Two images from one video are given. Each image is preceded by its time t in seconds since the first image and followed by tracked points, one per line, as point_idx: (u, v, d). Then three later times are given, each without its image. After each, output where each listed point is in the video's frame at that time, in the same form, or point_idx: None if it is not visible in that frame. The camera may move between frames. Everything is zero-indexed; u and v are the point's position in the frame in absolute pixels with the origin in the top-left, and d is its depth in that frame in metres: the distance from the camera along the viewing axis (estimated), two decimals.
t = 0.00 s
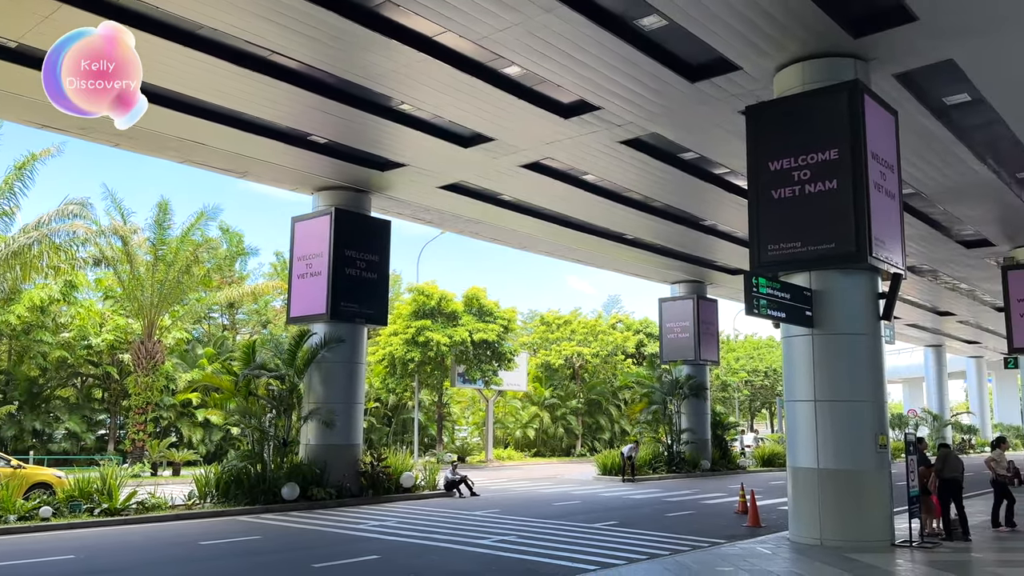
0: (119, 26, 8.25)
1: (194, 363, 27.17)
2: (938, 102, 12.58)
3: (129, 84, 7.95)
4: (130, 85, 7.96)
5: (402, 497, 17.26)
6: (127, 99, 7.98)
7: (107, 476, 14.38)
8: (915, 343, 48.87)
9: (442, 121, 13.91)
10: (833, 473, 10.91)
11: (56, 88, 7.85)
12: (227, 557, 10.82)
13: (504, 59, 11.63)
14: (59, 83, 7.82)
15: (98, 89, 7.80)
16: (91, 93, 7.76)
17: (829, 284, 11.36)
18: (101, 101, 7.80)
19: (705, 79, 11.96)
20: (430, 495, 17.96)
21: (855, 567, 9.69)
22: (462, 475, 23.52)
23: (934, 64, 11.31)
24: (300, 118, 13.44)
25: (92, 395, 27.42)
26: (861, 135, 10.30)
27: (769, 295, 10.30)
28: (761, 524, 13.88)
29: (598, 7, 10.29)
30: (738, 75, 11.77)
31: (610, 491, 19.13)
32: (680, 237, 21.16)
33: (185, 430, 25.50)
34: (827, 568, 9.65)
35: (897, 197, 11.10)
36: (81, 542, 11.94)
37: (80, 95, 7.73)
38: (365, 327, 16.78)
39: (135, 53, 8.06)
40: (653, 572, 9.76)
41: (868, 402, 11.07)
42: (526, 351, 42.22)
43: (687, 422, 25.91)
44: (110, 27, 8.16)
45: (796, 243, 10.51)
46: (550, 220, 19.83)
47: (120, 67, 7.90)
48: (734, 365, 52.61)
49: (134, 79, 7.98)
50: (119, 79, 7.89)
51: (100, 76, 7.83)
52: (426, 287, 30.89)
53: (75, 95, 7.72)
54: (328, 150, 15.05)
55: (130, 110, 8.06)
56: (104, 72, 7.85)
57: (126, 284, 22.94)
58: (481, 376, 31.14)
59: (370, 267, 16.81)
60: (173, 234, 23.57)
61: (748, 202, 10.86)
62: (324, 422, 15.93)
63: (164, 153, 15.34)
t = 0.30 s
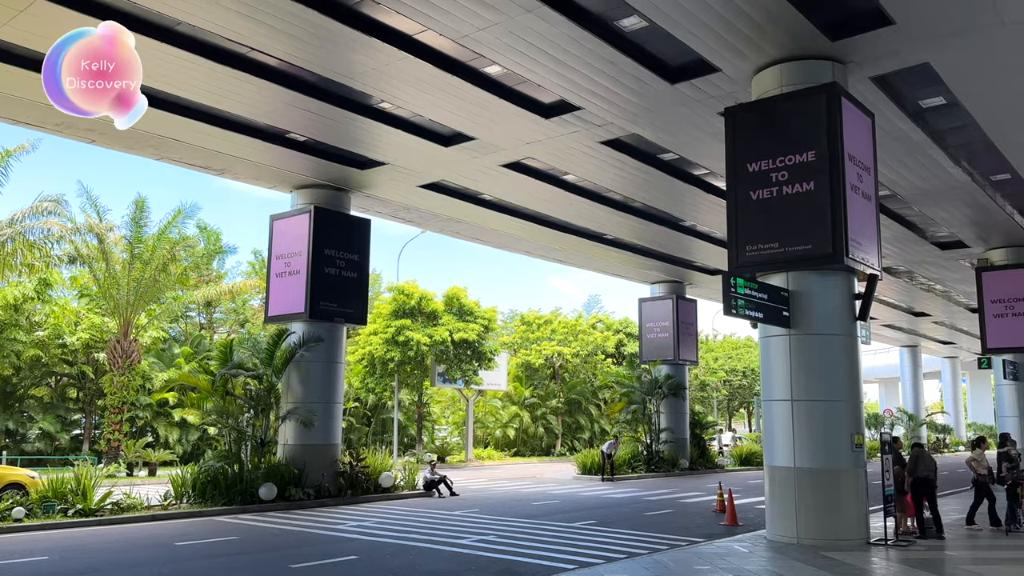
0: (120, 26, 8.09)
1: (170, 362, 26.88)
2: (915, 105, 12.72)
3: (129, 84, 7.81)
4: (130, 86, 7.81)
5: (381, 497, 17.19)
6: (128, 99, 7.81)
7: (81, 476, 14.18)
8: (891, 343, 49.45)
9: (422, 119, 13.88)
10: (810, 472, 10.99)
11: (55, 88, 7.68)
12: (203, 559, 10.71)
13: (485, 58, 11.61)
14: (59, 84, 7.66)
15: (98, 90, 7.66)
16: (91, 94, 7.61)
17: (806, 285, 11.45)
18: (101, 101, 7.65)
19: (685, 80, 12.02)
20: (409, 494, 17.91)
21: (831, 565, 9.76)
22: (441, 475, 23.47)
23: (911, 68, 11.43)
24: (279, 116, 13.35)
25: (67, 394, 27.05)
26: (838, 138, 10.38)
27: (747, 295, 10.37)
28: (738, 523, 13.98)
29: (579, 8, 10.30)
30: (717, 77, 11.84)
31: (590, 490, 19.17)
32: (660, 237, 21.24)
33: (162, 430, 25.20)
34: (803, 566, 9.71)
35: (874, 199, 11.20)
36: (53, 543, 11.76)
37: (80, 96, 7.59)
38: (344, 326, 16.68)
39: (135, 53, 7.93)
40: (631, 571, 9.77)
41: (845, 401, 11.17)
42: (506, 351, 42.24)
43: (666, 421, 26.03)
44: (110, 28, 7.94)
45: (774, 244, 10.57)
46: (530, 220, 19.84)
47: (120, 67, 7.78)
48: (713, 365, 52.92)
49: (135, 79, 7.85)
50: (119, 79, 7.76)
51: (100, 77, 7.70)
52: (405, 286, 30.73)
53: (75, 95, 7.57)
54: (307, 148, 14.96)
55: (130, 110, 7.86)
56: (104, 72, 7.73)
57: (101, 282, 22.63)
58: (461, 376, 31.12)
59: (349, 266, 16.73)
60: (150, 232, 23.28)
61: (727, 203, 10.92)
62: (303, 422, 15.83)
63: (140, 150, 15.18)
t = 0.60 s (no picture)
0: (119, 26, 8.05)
1: (147, 361, 26.59)
2: (892, 107, 12.84)
3: (129, 84, 7.76)
4: (130, 86, 7.76)
5: (360, 497, 17.10)
6: (128, 99, 7.75)
7: (56, 477, 13.99)
8: (868, 343, 49.96)
9: (403, 118, 13.83)
10: (787, 471, 11.08)
11: (55, 89, 7.61)
12: (179, 560, 10.59)
13: (466, 57, 11.58)
14: (59, 84, 7.60)
15: (98, 90, 7.60)
16: (91, 94, 7.55)
17: (784, 285, 11.54)
18: (101, 102, 7.59)
19: (664, 81, 12.05)
20: (388, 495, 17.84)
21: (809, 563, 9.83)
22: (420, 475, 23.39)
23: (888, 70, 11.54)
24: (258, 113, 13.25)
25: (42, 394, 26.68)
26: (816, 140, 10.47)
27: (726, 295, 10.43)
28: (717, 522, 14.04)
29: (560, 7, 10.29)
30: (697, 78, 11.89)
31: (570, 489, 19.18)
32: (640, 237, 21.30)
33: (138, 430, 24.91)
34: (781, 565, 9.76)
35: (851, 200, 11.30)
36: (24, 545, 11.58)
37: (80, 96, 7.53)
38: (323, 325, 16.59)
39: (135, 54, 7.90)
40: (610, 570, 9.79)
41: (822, 401, 11.26)
42: (487, 350, 42.24)
43: (646, 420, 26.13)
44: (110, 28, 7.90)
45: (752, 245, 10.64)
46: (512, 220, 19.83)
47: (120, 67, 7.73)
48: (692, 365, 53.16)
49: (135, 79, 7.80)
50: (119, 79, 7.70)
51: (100, 76, 7.64)
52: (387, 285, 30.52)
53: (75, 95, 7.51)
54: (287, 146, 14.86)
55: (131, 111, 7.80)
56: (104, 72, 7.67)
57: (77, 280, 22.37)
58: (442, 375, 31.06)
59: (329, 265, 16.63)
60: (126, 230, 23.03)
61: (706, 204, 10.98)
62: (281, 422, 15.73)
63: (117, 147, 15.01)
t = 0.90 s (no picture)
0: (119, 26, 8.01)
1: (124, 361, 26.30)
2: (869, 110, 12.96)
3: (129, 84, 7.73)
4: (130, 86, 7.73)
5: (339, 498, 17.01)
6: (128, 100, 7.71)
7: (30, 477, 13.77)
8: (846, 343, 50.43)
9: (384, 116, 13.78)
10: (765, 470, 11.16)
11: (56, 89, 7.56)
12: (154, 561, 10.47)
13: (447, 56, 11.55)
14: (59, 84, 7.56)
15: (98, 90, 7.56)
16: (91, 94, 7.51)
17: (762, 286, 11.62)
18: (101, 102, 7.54)
19: (645, 82, 12.10)
20: (368, 494, 17.77)
21: (787, 562, 9.89)
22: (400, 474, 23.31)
23: (866, 73, 11.65)
24: (238, 111, 13.15)
25: (16, 393, 26.29)
26: (795, 141, 10.54)
27: (705, 295, 10.48)
28: (696, 521, 14.10)
29: (541, 7, 10.30)
30: (678, 79, 11.95)
31: (550, 489, 19.20)
32: (621, 237, 21.37)
33: (115, 430, 24.62)
34: (760, 563, 9.82)
35: (829, 202, 11.39)
36: None
37: (80, 96, 7.48)
38: (303, 325, 16.50)
39: (135, 54, 7.87)
40: (590, 569, 9.80)
41: (800, 400, 11.34)
42: (468, 350, 42.20)
43: (626, 420, 26.24)
44: (110, 28, 7.86)
45: (732, 245, 10.70)
46: (493, 219, 19.83)
47: (120, 67, 7.70)
48: (673, 364, 53.41)
49: (135, 80, 7.77)
50: (119, 79, 7.67)
51: (100, 77, 7.60)
52: (367, 284, 30.55)
53: (75, 95, 7.46)
54: (266, 144, 14.76)
55: (131, 111, 7.75)
56: (105, 72, 7.63)
57: (52, 278, 22.09)
58: (423, 375, 30.99)
59: (309, 264, 16.55)
60: (103, 228, 22.80)
61: (686, 204, 11.04)
62: (260, 422, 15.62)
63: (93, 144, 14.84)
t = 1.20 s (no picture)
0: (117, 28, 8.24)
1: (101, 360, 25.99)
2: (848, 111, 13.08)
3: (129, 84, 7.93)
4: (130, 85, 7.93)
5: (318, 498, 16.90)
6: (128, 99, 7.92)
7: (5, 478, 13.46)
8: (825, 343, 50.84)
9: (365, 115, 13.72)
10: (744, 470, 11.23)
11: (56, 89, 7.71)
12: (130, 562, 10.35)
13: (429, 54, 11.52)
14: (59, 83, 7.70)
15: (98, 89, 7.73)
16: (92, 93, 7.67)
17: (741, 286, 11.69)
18: (101, 101, 7.72)
19: (627, 82, 12.13)
20: (348, 495, 17.68)
21: (765, 560, 9.95)
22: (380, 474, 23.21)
23: (844, 75, 11.75)
24: (217, 108, 13.04)
25: None
26: (774, 143, 10.62)
27: (685, 295, 10.53)
28: (675, 519, 14.16)
29: (523, 6, 10.30)
30: (659, 80, 11.99)
31: (530, 488, 19.21)
32: (603, 237, 21.43)
33: (91, 430, 24.32)
34: (738, 561, 9.88)
35: (807, 203, 11.46)
36: None
37: (80, 95, 7.64)
38: (283, 324, 16.39)
39: (134, 54, 8.08)
40: (570, 568, 9.80)
41: (778, 399, 11.43)
42: (450, 350, 42.14)
43: (607, 419, 26.32)
44: (108, 29, 8.09)
45: (712, 245, 10.75)
46: (474, 218, 19.80)
47: (120, 67, 7.89)
48: (653, 364, 53.60)
49: (135, 79, 7.98)
50: (119, 78, 7.86)
51: (100, 76, 7.77)
52: (348, 283, 30.34)
53: (75, 95, 7.61)
54: (246, 142, 14.65)
55: (130, 110, 7.99)
56: (104, 72, 7.81)
57: (27, 277, 21.80)
58: (404, 374, 30.92)
59: (288, 263, 16.45)
60: (79, 226, 22.55)
61: (667, 204, 11.09)
62: (238, 422, 15.50)
63: (70, 141, 14.65)
